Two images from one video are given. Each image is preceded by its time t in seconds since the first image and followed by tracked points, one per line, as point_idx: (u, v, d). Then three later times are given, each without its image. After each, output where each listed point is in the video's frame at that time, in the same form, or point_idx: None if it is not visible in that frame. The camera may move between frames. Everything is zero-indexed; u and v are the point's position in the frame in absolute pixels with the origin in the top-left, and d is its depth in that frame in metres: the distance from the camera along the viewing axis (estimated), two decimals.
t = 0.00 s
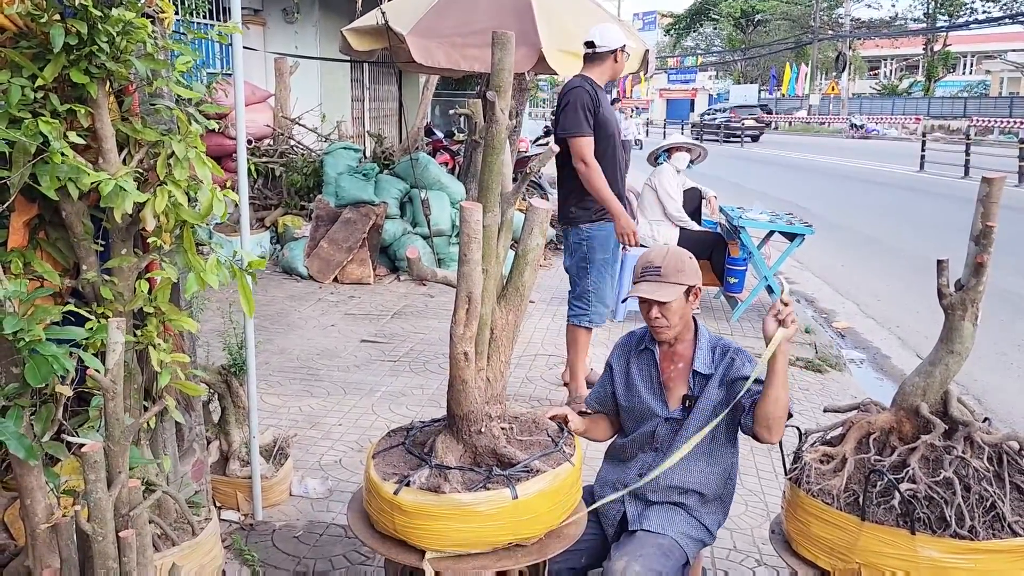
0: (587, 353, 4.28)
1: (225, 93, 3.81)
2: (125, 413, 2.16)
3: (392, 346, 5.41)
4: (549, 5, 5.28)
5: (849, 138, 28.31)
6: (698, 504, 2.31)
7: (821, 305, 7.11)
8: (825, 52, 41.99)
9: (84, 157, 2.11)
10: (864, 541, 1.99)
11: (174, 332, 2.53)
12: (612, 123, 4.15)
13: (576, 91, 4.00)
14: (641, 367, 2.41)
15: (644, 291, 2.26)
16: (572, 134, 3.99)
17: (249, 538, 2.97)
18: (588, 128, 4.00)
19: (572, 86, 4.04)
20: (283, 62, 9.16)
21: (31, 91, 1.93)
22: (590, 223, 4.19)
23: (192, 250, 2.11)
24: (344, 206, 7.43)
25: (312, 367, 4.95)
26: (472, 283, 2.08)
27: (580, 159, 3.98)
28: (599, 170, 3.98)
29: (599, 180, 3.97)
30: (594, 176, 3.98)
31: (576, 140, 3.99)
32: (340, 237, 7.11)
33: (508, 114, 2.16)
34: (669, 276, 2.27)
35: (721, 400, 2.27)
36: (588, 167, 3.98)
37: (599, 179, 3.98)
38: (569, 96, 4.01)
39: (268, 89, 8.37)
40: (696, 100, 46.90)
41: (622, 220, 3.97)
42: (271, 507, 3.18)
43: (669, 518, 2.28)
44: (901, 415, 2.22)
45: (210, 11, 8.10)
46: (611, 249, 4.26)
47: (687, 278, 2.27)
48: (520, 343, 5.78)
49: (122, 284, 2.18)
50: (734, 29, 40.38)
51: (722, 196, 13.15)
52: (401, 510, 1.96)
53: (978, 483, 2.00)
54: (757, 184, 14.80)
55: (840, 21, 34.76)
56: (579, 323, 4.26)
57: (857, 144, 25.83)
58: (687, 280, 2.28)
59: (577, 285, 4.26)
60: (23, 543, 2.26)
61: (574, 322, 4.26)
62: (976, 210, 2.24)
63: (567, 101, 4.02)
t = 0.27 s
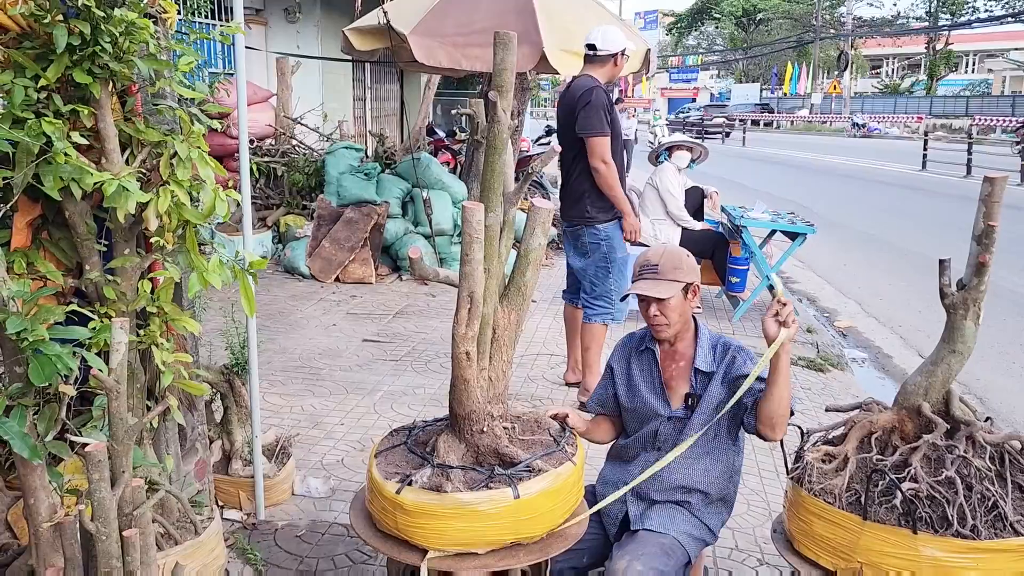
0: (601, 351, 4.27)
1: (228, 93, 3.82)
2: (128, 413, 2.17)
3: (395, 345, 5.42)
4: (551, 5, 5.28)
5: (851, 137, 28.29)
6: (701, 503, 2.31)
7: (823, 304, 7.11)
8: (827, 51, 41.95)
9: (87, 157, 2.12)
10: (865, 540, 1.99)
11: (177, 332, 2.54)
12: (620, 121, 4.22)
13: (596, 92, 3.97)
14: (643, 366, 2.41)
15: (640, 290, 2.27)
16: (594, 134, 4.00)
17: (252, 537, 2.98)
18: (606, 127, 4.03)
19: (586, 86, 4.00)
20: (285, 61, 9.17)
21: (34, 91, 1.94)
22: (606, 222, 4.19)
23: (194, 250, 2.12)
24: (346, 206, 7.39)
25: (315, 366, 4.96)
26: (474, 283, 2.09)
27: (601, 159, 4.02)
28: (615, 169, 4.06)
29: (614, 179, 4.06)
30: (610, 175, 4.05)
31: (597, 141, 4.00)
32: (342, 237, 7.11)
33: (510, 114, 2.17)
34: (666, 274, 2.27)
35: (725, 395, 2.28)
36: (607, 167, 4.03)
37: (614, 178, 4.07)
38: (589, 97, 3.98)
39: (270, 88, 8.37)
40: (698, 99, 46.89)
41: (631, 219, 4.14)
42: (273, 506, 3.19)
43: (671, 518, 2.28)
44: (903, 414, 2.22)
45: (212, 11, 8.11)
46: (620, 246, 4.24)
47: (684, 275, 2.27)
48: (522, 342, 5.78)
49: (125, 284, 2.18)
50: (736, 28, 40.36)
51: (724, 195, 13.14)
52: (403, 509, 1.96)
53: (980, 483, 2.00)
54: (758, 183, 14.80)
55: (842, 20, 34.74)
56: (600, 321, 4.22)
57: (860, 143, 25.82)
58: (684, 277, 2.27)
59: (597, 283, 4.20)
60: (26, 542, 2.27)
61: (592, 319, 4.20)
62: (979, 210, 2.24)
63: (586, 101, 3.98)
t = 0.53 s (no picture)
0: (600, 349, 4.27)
1: (230, 93, 3.82)
2: (130, 413, 2.18)
3: (397, 345, 5.42)
4: (553, 4, 5.28)
5: (854, 136, 28.26)
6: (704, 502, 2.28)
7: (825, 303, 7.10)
8: (829, 50, 41.92)
9: (90, 157, 2.13)
10: (867, 539, 1.99)
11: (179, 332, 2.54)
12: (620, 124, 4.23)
13: (597, 95, 3.96)
14: (645, 364, 2.42)
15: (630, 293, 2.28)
16: (599, 138, 4.00)
17: (254, 536, 2.98)
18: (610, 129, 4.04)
19: (588, 89, 3.99)
20: (287, 61, 9.18)
21: (37, 91, 1.95)
22: (608, 223, 4.19)
23: (197, 250, 2.12)
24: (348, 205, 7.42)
25: (317, 366, 4.96)
26: (475, 282, 2.09)
27: (608, 162, 4.04)
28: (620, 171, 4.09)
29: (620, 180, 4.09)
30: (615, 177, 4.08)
31: (602, 144, 4.01)
32: (344, 236, 7.11)
33: (511, 114, 2.17)
34: (656, 276, 2.29)
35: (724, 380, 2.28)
36: (613, 169, 4.07)
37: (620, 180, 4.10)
38: (591, 101, 3.97)
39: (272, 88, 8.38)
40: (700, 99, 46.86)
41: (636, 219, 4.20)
42: (275, 505, 3.20)
43: (671, 516, 2.28)
44: (904, 414, 2.22)
45: (214, 11, 8.12)
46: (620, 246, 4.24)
47: (672, 277, 2.27)
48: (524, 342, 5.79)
49: (127, 284, 2.19)
50: (738, 28, 40.32)
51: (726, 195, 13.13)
52: (405, 508, 1.96)
53: (982, 482, 2.00)
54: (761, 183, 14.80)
55: (845, 19, 34.70)
56: (594, 321, 4.23)
57: (862, 142, 25.79)
58: (675, 278, 2.27)
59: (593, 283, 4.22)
60: (29, 542, 2.27)
61: (588, 319, 4.22)
62: (980, 209, 2.23)
63: (588, 104, 3.97)
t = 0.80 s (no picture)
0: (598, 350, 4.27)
1: (231, 93, 3.83)
2: (132, 412, 2.18)
3: (399, 344, 5.43)
4: (554, 4, 5.28)
5: (857, 135, 28.22)
6: (706, 501, 2.30)
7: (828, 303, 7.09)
8: (832, 49, 41.86)
9: (91, 157, 2.13)
10: (868, 540, 1.99)
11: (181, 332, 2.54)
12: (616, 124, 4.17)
13: (584, 92, 3.96)
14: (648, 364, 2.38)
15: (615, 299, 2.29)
16: (583, 135, 3.97)
17: (256, 535, 2.99)
18: (597, 128, 4.00)
19: (578, 86, 4.00)
20: (289, 61, 9.19)
21: (39, 92, 1.96)
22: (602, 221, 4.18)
23: (198, 250, 2.13)
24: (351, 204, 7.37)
25: (319, 365, 4.97)
26: (476, 282, 2.09)
27: (590, 158, 3.98)
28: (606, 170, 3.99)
29: (605, 179, 3.99)
30: (600, 175, 4.00)
31: (586, 140, 3.97)
32: (346, 236, 7.12)
33: (512, 114, 2.17)
34: (636, 279, 2.28)
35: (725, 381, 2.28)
36: (597, 166, 3.98)
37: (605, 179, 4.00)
38: (577, 98, 3.99)
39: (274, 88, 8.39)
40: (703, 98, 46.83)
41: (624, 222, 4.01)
42: (277, 505, 3.20)
43: (677, 515, 2.29)
44: (905, 413, 2.22)
45: (216, 11, 8.13)
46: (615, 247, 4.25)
47: (653, 279, 2.24)
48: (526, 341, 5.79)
49: (129, 284, 2.19)
50: (741, 27, 40.28)
51: (729, 194, 13.12)
52: (406, 508, 1.97)
53: (983, 482, 2.00)
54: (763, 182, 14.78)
55: (848, 18, 34.64)
56: (589, 322, 4.23)
57: (866, 141, 25.75)
58: (655, 281, 2.24)
59: (589, 284, 4.23)
60: (31, 541, 2.28)
61: (583, 320, 4.23)
62: (981, 209, 2.23)
63: (576, 101, 3.99)
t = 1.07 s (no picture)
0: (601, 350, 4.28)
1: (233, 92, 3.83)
2: (133, 411, 2.18)
3: (401, 344, 5.43)
4: (556, 3, 5.27)
5: (860, 134, 28.17)
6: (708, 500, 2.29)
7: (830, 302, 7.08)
8: (835, 48, 41.79)
9: (92, 157, 2.13)
10: (869, 540, 1.98)
11: (182, 331, 2.54)
12: (613, 124, 4.15)
13: (580, 88, 3.97)
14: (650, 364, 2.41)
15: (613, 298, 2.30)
16: (570, 131, 3.98)
17: (257, 535, 2.99)
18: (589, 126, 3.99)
19: (578, 83, 4.01)
20: (292, 60, 9.19)
21: (40, 92, 1.96)
22: (603, 220, 4.21)
23: (199, 250, 2.13)
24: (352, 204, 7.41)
25: (321, 364, 4.98)
26: (477, 282, 2.09)
27: (572, 155, 3.99)
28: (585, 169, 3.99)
29: (581, 178, 4.00)
30: (580, 174, 4.01)
31: (573, 137, 3.98)
32: (348, 235, 7.12)
33: (513, 114, 2.16)
34: (635, 279, 2.29)
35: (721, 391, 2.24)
36: (577, 164, 3.99)
37: (583, 178, 4.01)
38: (573, 93, 4.00)
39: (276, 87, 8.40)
40: (706, 97, 46.77)
41: (586, 223, 4.03)
42: (279, 504, 3.21)
43: (678, 515, 2.28)
44: (907, 413, 2.22)
45: (218, 11, 8.13)
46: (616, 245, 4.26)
47: (648, 278, 2.25)
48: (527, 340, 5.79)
49: (130, 284, 2.19)
50: (743, 26, 40.22)
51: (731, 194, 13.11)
52: (406, 507, 1.97)
53: (985, 482, 2.00)
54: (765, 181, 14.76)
55: (850, 17, 34.58)
56: (590, 322, 4.23)
57: (869, 140, 25.70)
58: (652, 278, 2.25)
59: (587, 284, 4.23)
60: (32, 541, 2.29)
61: (584, 320, 4.23)
62: (983, 208, 2.23)
63: (571, 96, 4.00)
